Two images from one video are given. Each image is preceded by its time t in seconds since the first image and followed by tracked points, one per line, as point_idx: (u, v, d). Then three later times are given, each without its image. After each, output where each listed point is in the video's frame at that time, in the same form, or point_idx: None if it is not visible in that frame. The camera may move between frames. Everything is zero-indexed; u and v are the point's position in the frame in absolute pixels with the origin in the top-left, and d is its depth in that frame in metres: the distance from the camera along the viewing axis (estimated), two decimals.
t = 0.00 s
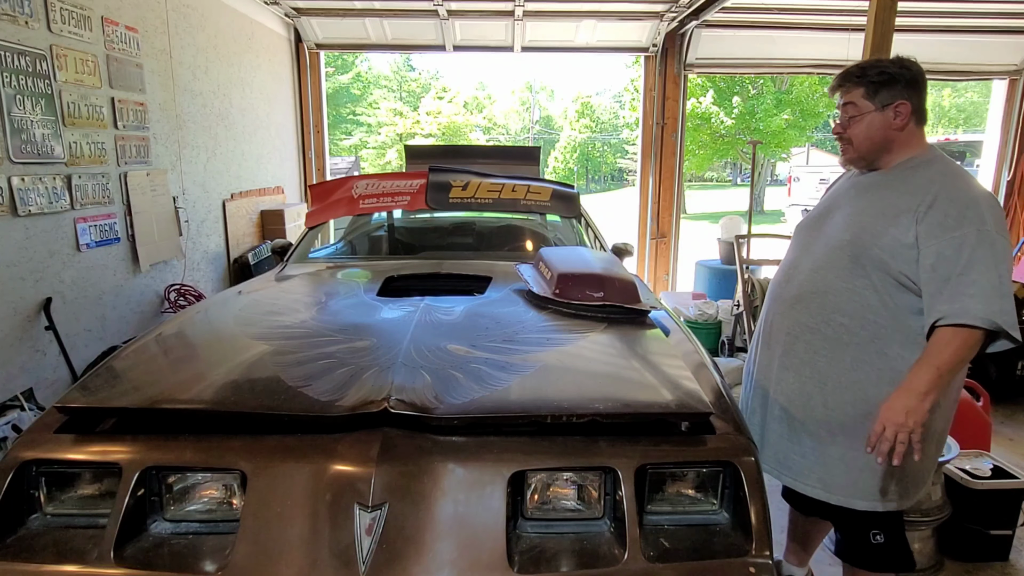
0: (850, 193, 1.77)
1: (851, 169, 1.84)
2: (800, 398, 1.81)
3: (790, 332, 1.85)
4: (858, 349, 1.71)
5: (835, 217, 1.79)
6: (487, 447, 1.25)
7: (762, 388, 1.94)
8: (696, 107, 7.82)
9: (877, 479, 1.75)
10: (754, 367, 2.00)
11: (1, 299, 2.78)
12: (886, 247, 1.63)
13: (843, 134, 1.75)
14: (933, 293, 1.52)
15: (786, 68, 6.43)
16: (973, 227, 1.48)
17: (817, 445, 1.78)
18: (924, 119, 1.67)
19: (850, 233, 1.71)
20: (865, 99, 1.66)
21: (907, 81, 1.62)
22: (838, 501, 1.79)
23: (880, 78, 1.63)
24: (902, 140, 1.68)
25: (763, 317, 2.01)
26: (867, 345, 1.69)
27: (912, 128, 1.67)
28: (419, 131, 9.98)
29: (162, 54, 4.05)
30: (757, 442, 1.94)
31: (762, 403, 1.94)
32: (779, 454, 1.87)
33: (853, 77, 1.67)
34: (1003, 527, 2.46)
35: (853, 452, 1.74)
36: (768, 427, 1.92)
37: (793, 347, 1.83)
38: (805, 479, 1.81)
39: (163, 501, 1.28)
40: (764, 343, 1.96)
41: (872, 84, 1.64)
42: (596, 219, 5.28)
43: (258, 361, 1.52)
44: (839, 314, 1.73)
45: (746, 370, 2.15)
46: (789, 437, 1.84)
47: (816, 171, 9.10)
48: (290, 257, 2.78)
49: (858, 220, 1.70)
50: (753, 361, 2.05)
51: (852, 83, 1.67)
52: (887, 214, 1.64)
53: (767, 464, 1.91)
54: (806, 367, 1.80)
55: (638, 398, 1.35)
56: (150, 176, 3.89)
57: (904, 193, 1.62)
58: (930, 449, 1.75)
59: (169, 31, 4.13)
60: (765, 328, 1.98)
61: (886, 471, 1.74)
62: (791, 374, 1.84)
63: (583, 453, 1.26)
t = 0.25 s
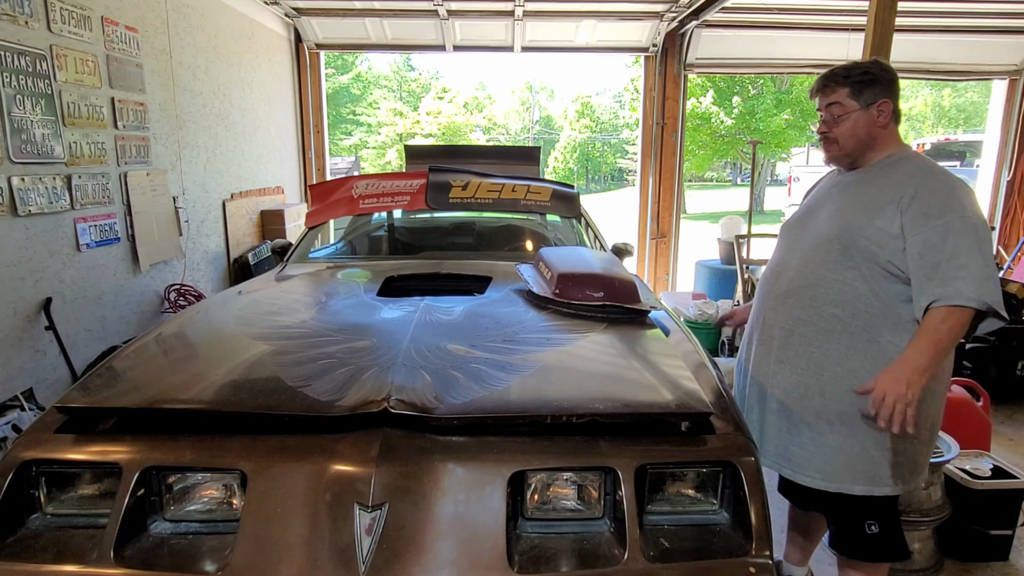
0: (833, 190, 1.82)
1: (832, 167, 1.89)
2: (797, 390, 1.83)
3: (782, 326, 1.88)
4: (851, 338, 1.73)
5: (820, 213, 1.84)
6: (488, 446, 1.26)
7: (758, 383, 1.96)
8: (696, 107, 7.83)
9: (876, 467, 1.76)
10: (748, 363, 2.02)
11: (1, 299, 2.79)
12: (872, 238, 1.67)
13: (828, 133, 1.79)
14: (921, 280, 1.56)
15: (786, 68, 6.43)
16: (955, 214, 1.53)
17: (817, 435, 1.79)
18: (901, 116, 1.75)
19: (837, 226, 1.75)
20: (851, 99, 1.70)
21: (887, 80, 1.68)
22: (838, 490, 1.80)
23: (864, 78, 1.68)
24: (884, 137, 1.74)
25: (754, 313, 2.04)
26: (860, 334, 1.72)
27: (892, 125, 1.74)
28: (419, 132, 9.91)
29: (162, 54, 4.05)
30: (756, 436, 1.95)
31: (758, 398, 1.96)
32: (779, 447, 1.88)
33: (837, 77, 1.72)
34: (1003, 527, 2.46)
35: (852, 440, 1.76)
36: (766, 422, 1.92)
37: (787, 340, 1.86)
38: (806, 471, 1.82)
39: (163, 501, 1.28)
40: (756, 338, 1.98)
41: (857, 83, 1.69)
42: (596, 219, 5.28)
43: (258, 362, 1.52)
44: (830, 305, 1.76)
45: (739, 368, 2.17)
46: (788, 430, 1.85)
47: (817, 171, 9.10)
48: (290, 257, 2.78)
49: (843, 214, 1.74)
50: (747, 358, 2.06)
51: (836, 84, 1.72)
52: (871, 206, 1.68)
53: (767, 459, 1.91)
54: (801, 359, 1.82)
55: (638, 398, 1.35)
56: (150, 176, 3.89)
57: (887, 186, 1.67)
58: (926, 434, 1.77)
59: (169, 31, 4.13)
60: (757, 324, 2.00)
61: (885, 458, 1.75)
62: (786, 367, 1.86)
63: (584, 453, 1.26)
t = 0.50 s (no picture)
0: (818, 192, 1.91)
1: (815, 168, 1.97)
2: (792, 383, 1.87)
3: (776, 322, 1.93)
4: (844, 330, 1.79)
5: (808, 213, 1.92)
6: (488, 446, 1.26)
7: (752, 379, 2.00)
8: (696, 107, 7.83)
9: (869, 455, 1.81)
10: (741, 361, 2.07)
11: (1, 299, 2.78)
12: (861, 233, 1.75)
13: (818, 134, 1.85)
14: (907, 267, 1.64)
15: (786, 68, 6.44)
16: (937, 205, 1.62)
17: (813, 427, 1.84)
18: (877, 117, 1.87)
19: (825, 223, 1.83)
20: (840, 100, 1.78)
21: (869, 83, 1.79)
22: (833, 480, 1.85)
23: (851, 81, 1.77)
24: (868, 136, 1.84)
25: (744, 312, 2.10)
26: (852, 325, 1.78)
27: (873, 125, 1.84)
28: (419, 132, 9.90)
29: (162, 54, 4.05)
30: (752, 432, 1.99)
31: (753, 393, 1.99)
32: (777, 440, 1.91)
33: (825, 80, 1.79)
34: (1003, 527, 2.46)
35: (847, 431, 1.81)
36: (762, 417, 1.96)
37: (780, 335, 1.91)
38: (804, 462, 1.86)
39: (163, 501, 1.27)
40: (748, 335, 2.04)
41: (845, 86, 1.77)
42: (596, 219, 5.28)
43: (257, 362, 1.52)
44: (823, 299, 1.82)
45: (728, 367, 2.21)
46: (785, 424, 1.89)
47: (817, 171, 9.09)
48: (290, 257, 2.78)
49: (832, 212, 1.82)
50: (739, 356, 2.11)
51: (824, 87, 1.79)
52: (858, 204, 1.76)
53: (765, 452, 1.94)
54: (795, 352, 1.87)
55: (639, 398, 1.35)
56: (150, 176, 3.89)
57: (872, 184, 1.76)
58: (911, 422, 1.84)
59: (169, 31, 4.13)
60: (749, 321, 2.06)
61: (877, 447, 1.81)
62: (782, 361, 1.90)
63: (584, 453, 1.26)
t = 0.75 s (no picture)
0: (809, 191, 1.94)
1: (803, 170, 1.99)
2: (789, 377, 1.88)
3: (771, 318, 1.94)
4: (839, 323, 1.80)
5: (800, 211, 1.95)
6: (488, 447, 1.25)
7: (748, 374, 2.01)
8: (696, 107, 7.83)
9: (864, 446, 1.83)
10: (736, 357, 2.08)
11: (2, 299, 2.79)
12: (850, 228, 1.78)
13: (809, 135, 1.87)
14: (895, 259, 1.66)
15: (786, 68, 6.44)
16: (923, 199, 1.64)
17: (810, 420, 1.85)
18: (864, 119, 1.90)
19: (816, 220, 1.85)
20: (831, 102, 1.80)
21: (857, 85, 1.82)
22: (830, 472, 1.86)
23: (841, 83, 1.80)
24: (857, 137, 1.86)
25: (738, 309, 2.12)
26: (846, 318, 1.79)
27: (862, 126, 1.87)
28: (419, 132, 9.92)
29: (162, 54, 4.05)
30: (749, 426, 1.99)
31: (749, 389, 2.00)
32: (775, 434, 1.92)
33: (816, 82, 1.81)
34: (1003, 527, 2.46)
35: (843, 422, 1.82)
36: (759, 411, 1.97)
37: (775, 330, 1.92)
38: (802, 455, 1.87)
39: (163, 501, 1.28)
40: (743, 332, 2.05)
41: (836, 88, 1.79)
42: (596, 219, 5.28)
43: (257, 362, 1.52)
44: (817, 294, 1.84)
45: (722, 365, 2.22)
46: (782, 418, 1.90)
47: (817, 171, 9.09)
48: (290, 257, 2.78)
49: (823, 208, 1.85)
50: (733, 353, 2.12)
51: (815, 89, 1.81)
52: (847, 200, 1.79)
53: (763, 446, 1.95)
54: (790, 347, 1.89)
55: (639, 398, 1.35)
56: (150, 176, 3.89)
57: (860, 181, 1.79)
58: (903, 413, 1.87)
59: (169, 31, 4.13)
60: (742, 318, 2.08)
61: (872, 437, 1.83)
62: (778, 356, 1.91)
63: (584, 453, 1.26)
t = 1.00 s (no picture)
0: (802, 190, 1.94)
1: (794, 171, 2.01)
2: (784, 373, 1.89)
3: (766, 315, 1.95)
4: (832, 319, 1.81)
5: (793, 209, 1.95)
6: (488, 447, 1.26)
7: (744, 371, 2.02)
8: (696, 107, 7.83)
9: (862, 442, 1.83)
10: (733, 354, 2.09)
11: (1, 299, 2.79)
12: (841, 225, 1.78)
13: (799, 138, 1.89)
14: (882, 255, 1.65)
15: (786, 68, 6.44)
16: (912, 196, 1.64)
17: (806, 415, 1.85)
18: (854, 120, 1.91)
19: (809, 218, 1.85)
20: (819, 105, 1.82)
21: (845, 86, 1.83)
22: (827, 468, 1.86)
23: (829, 85, 1.81)
24: (847, 138, 1.88)
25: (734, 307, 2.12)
26: (839, 315, 1.80)
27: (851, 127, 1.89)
28: (419, 132, 9.92)
29: (162, 54, 4.05)
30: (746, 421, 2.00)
31: (746, 385, 2.01)
32: (771, 430, 1.92)
33: (804, 86, 1.82)
34: (1003, 527, 2.46)
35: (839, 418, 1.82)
36: (756, 408, 1.97)
37: (770, 326, 1.93)
38: (798, 451, 1.87)
39: (163, 501, 1.27)
40: (740, 330, 2.06)
41: (824, 90, 1.81)
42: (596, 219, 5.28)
43: (257, 362, 1.52)
44: (811, 291, 1.84)
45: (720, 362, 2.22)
46: (778, 414, 1.90)
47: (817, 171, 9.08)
48: (290, 257, 2.78)
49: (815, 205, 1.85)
50: (729, 350, 2.13)
51: (804, 93, 1.83)
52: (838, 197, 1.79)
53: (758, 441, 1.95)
54: (786, 343, 1.89)
55: (639, 398, 1.35)
56: (150, 176, 3.89)
57: (851, 178, 1.79)
58: (902, 409, 1.86)
59: (169, 31, 4.13)
60: (739, 315, 2.08)
61: (870, 433, 1.82)
62: (773, 352, 1.92)
63: (584, 453, 1.26)
